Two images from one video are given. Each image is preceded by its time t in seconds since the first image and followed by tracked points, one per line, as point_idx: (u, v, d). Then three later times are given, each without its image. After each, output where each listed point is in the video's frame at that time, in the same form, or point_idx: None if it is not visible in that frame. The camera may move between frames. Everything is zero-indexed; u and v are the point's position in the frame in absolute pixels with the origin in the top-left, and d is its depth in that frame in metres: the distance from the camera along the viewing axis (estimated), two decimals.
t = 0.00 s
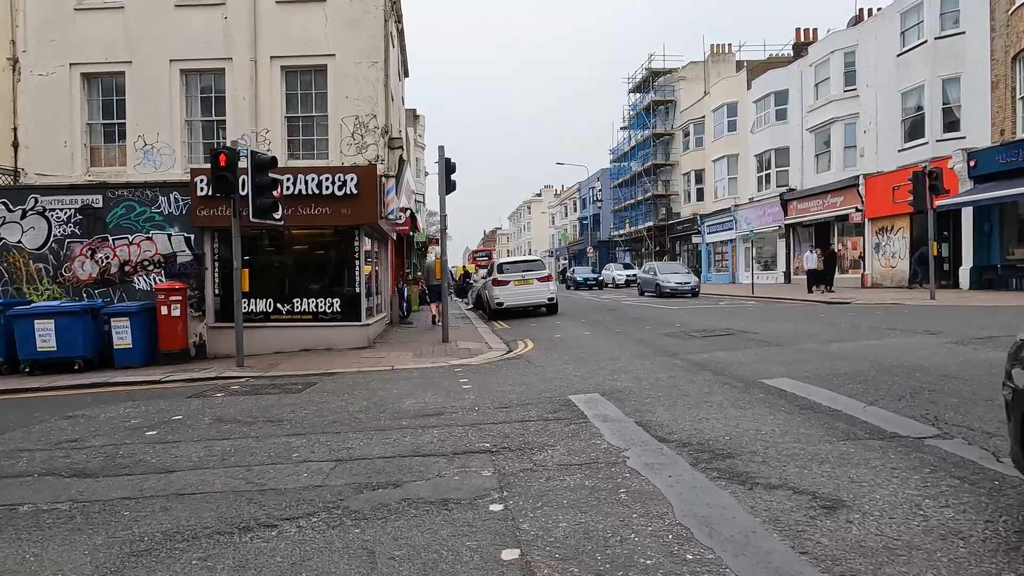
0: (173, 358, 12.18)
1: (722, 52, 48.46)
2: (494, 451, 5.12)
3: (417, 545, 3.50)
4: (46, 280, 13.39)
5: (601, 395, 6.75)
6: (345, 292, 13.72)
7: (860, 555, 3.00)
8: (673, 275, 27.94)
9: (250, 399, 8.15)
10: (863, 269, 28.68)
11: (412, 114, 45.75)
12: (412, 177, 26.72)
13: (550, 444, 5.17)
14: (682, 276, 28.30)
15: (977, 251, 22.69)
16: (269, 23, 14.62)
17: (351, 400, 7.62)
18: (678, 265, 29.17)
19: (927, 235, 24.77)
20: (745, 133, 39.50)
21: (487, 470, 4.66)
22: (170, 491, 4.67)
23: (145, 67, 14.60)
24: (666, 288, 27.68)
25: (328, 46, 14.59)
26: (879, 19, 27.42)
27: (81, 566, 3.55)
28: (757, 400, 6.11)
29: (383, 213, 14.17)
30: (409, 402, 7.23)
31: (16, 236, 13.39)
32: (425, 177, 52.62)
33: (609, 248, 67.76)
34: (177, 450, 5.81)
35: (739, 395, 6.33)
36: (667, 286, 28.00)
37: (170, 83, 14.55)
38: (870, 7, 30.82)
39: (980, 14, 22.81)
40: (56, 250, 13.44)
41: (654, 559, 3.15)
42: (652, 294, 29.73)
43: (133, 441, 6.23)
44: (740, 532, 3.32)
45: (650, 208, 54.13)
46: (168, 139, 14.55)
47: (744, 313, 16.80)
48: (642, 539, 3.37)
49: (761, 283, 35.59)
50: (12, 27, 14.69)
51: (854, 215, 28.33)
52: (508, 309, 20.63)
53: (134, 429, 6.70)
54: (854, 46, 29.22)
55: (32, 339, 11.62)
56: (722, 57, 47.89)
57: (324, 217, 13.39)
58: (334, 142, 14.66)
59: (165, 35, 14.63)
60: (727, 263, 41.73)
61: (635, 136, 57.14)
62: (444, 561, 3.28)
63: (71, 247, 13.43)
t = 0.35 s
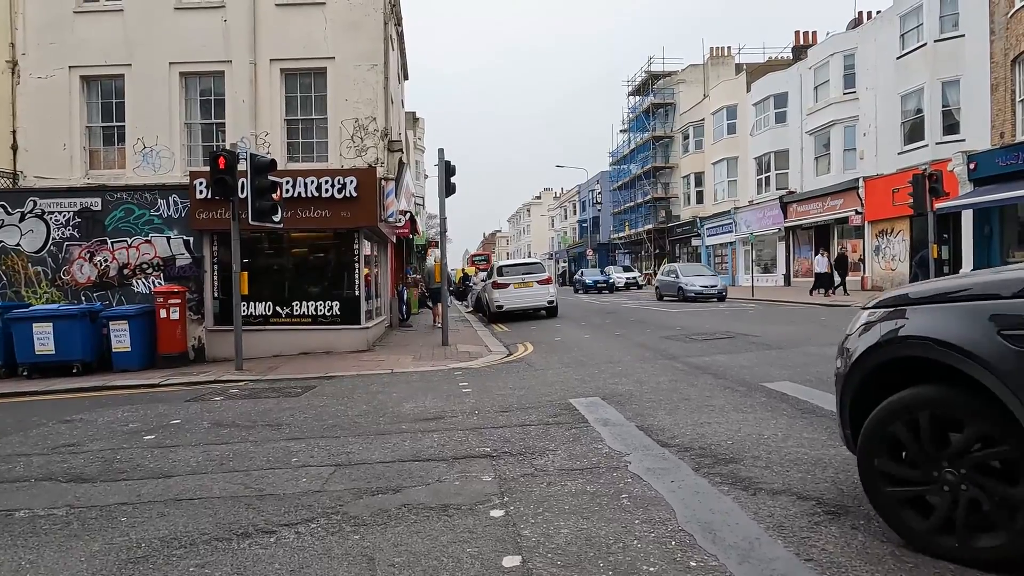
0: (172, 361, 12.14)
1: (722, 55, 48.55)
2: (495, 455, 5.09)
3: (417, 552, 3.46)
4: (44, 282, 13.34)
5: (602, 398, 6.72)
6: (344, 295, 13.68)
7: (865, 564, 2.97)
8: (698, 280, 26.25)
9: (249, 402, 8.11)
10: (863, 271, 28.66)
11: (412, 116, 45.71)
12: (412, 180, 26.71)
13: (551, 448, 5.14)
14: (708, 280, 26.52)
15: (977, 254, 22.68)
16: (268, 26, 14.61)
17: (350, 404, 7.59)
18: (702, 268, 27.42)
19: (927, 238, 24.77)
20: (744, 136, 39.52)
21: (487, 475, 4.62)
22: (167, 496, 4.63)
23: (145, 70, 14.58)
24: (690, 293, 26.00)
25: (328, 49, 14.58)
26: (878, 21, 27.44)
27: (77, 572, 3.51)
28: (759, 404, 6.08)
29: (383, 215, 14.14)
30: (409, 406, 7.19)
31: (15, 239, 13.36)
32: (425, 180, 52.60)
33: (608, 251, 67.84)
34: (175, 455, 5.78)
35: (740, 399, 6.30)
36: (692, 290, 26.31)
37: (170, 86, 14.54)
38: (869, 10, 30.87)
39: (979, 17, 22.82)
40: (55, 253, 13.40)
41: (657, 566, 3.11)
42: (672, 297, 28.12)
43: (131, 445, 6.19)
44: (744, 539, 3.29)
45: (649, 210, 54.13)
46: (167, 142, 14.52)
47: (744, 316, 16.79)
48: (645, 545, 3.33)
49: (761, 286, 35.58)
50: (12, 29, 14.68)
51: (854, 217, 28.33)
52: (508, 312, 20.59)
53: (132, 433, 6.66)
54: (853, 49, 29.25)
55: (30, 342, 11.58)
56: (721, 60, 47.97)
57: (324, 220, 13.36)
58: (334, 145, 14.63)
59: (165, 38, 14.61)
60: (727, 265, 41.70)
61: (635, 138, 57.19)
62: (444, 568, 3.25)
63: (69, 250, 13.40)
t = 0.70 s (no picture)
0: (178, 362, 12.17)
1: (726, 56, 48.47)
2: (504, 456, 5.08)
3: (429, 552, 3.46)
4: (50, 282, 13.37)
5: (609, 399, 6.71)
6: (350, 295, 13.70)
7: (879, 566, 3.01)
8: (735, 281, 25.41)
9: (256, 403, 8.12)
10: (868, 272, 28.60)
11: (416, 118, 45.73)
12: (416, 180, 26.72)
13: (561, 448, 5.13)
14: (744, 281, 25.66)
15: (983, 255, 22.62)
16: (273, 27, 14.63)
17: (357, 404, 7.59)
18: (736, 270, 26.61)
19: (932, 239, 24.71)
20: (748, 137, 39.47)
21: (497, 476, 4.61)
22: (177, 496, 4.63)
23: (151, 71, 14.61)
24: (726, 294, 25.13)
25: (333, 50, 14.59)
26: (883, 22, 27.36)
27: (89, 572, 3.51)
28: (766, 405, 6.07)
29: (388, 216, 14.16)
30: (416, 406, 7.19)
31: (21, 239, 13.40)
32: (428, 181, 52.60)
33: (611, 252, 67.82)
34: (184, 455, 5.78)
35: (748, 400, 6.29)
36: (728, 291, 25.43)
37: (176, 87, 14.57)
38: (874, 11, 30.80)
39: (985, 18, 22.75)
40: (61, 254, 13.44)
41: (671, 566, 3.10)
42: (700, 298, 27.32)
43: (139, 445, 6.19)
44: (757, 541, 3.31)
45: (653, 211, 54.09)
46: (172, 143, 14.54)
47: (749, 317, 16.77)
48: (658, 546, 3.32)
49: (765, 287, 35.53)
50: (17, 30, 14.70)
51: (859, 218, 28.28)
52: (512, 313, 20.60)
53: (140, 433, 6.66)
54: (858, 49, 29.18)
55: (37, 343, 11.60)
56: (725, 61, 47.92)
57: (329, 221, 13.38)
58: (339, 145, 14.63)
59: (170, 39, 14.64)
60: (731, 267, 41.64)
61: (638, 139, 57.16)
62: (457, 568, 3.24)
63: (76, 251, 13.43)
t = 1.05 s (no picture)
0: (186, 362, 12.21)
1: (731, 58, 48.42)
2: (514, 456, 5.09)
3: (444, 552, 3.46)
4: (60, 283, 13.44)
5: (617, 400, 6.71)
6: (357, 296, 13.72)
7: (895, 567, 3.03)
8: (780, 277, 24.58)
9: (264, 403, 8.13)
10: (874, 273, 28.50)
11: (421, 119, 45.72)
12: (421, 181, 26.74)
13: (571, 450, 5.14)
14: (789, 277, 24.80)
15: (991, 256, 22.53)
16: (281, 29, 14.67)
17: (366, 405, 7.60)
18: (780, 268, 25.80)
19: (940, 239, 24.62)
20: (754, 138, 39.40)
21: (509, 476, 4.62)
22: (190, 496, 4.65)
23: (158, 73, 14.67)
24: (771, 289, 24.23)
25: (340, 51, 14.63)
26: (890, 22, 27.29)
27: (105, 571, 3.53)
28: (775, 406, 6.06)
29: (395, 217, 14.18)
30: (425, 407, 7.20)
31: (31, 239, 13.46)
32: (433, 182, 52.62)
33: (616, 253, 67.75)
34: (195, 455, 5.80)
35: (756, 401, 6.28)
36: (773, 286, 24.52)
37: (183, 88, 14.62)
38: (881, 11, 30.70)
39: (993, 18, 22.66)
40: (70, 254, 13.51)
41: (686, 567, 3.10)
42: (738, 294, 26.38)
43: (150, 445, 6.21)
44: (773, 543, 3.32)
45: (658, 212, 54.01)
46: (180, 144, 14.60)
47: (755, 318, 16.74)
48: (672, 546, 3.33)
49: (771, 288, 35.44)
50: (26, 32, 14.78)
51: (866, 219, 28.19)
52: (518, 314, 20.60)
53: (150, 434, 6.68)
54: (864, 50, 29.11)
55: (46, 343, 11.65)
56: (730, 62, 47.86)
57: (337, 222, 13.41)
58: (345, 146, 14.66)
59: (178, 41, 14.70)
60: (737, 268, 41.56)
61: (643, 141, 57.14)
62: (472, 568, 3.25)
63: (84, 252, 13.49)
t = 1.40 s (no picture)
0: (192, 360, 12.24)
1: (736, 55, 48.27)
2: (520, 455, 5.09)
3: (450, 551, 3.46)
4: (67, 281, 13.49)
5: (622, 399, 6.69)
6: (362, 294, 13.73)
7: (899, 566, 3.03)
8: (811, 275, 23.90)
9: (269, 402, 8.13)
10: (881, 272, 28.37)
11: (426, 117, 45.68)
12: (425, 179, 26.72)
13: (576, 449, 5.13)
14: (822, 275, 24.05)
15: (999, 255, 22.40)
16: (286, 27, 14.67)
17: (371, 403, 7.60)
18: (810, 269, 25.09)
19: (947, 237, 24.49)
20: (759, 136, 39.25)
21: (515, 475, 4.61)
22: (197, 494, 4.66)
23: (163, 71, 14.70)
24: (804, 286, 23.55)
25: (345, 50, 14.62)
26: (897, 20, 27.15)
27: (114, 569, 3.54)
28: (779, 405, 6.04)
29: (400, 215, 14.19)
30: (430, 405, 7.20)
31: (37, 238, 13.52)
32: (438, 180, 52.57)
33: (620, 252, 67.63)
34: (202, 453, 5.82)
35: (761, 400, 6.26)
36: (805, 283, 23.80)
37: (188, 87, 14.65)
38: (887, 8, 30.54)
39: (1001, 16, 22.53)
40: (77, 252, 13.56)
41: (692, 567, 3.10)
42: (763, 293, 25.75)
43: (157, 443, 6.24)
44: (778, 543, 3.33)
45: (663, 211, 53.89)
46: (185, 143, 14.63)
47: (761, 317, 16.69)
48: (679, 545, 3.33)
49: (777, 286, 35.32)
50: (33, 31, 14.83)
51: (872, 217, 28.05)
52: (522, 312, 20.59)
53: (157, 431, 6.70)
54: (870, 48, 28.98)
55: (53, 341, 11.70)
56: (736, 60, 47.70)
57: (342, 220, 13.42)
58: (350, 145, 14.67)
59: (183, 39, 14.73)
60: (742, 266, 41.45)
61: (648, 139, 57.00)
62: (479, 567, 3.25)
63: (91, 250, 13.54)
